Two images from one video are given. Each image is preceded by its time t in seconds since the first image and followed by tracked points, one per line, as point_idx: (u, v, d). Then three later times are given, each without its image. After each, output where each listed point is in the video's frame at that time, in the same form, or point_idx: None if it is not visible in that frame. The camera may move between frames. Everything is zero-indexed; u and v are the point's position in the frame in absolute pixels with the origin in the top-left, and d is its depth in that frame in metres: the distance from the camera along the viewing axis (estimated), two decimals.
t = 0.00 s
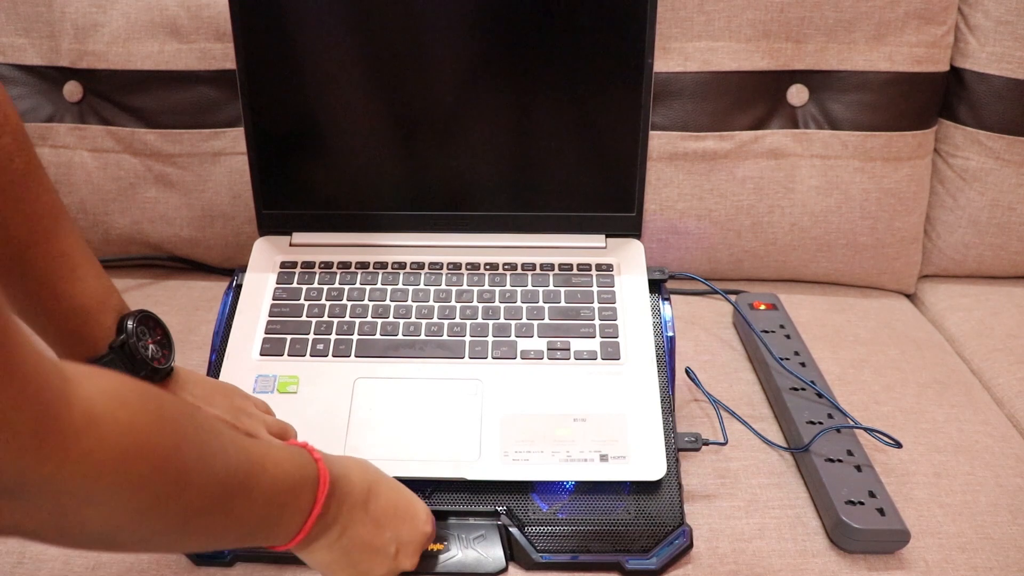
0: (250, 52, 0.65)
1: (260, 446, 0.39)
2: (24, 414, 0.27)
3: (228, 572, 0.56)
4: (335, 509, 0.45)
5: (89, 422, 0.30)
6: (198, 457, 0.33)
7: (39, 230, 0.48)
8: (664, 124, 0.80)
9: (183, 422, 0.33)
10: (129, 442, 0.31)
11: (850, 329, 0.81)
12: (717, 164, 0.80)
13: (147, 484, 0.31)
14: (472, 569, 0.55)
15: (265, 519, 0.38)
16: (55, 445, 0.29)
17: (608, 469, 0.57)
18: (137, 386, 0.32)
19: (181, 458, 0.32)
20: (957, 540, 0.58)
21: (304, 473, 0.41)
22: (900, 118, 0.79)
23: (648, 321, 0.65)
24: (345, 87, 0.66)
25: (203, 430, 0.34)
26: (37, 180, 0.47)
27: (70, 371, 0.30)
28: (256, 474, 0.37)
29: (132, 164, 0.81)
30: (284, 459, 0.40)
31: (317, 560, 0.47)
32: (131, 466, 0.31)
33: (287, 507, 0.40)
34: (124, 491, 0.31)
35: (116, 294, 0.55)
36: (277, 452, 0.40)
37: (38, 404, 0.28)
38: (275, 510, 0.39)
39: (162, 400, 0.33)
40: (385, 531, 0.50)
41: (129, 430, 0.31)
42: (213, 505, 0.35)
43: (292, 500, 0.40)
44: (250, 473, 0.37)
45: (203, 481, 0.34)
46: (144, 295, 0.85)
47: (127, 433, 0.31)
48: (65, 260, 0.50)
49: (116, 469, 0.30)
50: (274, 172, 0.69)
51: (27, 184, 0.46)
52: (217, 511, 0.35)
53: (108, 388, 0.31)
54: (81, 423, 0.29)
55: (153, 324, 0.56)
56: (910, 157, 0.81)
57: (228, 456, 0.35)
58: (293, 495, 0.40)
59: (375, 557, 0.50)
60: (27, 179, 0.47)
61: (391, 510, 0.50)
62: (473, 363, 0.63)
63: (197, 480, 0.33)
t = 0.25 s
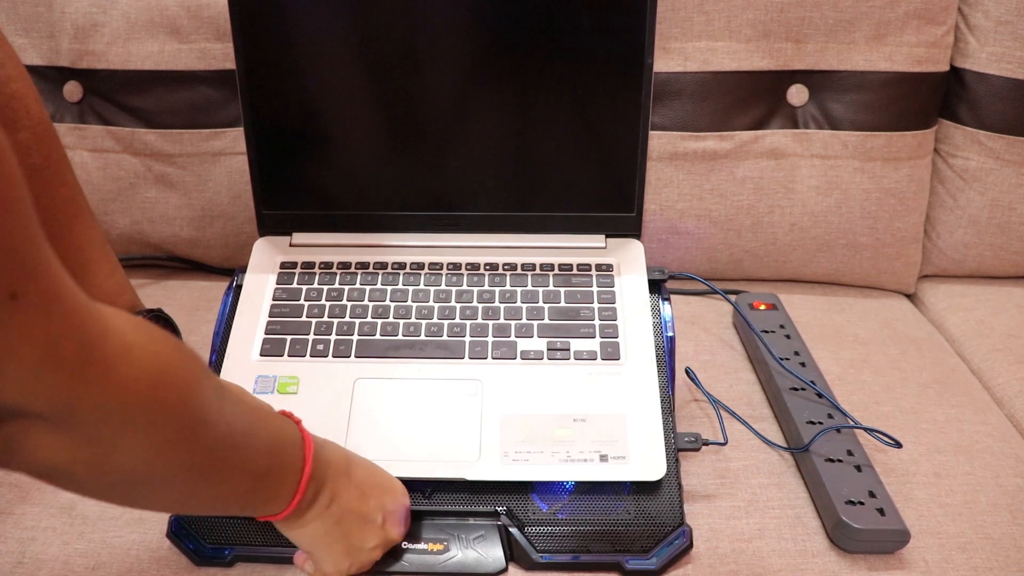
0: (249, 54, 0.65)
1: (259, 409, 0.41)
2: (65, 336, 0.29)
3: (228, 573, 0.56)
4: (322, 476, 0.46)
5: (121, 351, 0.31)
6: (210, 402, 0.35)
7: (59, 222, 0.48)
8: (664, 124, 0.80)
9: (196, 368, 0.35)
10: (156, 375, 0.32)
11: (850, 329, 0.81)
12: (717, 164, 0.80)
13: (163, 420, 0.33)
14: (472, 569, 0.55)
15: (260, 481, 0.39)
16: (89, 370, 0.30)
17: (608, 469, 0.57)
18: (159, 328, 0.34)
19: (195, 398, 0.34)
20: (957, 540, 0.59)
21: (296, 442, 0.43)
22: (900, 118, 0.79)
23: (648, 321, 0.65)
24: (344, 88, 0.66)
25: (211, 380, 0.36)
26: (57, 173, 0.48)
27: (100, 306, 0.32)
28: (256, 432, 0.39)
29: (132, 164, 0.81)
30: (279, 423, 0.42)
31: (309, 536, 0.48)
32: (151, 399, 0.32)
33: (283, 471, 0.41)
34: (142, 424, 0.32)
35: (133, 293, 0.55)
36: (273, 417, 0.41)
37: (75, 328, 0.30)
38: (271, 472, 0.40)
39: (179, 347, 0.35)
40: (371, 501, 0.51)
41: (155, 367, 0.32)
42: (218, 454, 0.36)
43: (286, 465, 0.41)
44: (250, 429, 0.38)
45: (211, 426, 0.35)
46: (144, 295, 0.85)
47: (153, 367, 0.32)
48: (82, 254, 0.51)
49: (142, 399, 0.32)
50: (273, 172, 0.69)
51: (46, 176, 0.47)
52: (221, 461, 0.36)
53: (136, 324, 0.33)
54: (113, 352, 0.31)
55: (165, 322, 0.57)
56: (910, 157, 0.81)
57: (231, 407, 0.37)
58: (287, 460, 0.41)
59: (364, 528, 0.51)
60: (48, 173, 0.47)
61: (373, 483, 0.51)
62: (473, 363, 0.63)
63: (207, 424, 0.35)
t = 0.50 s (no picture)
0: (249, 53, 0.65)
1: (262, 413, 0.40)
2: (76, 332, 0.28)
3: (229, 573, 0.56)
4: (328, 477, 0.46)
5: (133, 349, 0.30)
6: (218, 404, 0.34)
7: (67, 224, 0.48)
8: (664, 124, 0.80)
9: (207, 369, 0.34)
10: (167, 375, 0.31)
11: (850, 329, 0.81)
12: (717, 164, 0.80)
13: (171, 420, 0.32)
14: (472, 569, 0.55)
15: (263, 485, 0.39)
16: (98, 369, 0.29)
17: (608, 469, 0.57)
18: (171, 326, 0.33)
19: (205, 400, 0.33)
20: (957, 540, 0.59)
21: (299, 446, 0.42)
22: (900, 118, 0.79)
23: (648, 320, 0.65)
24: (344, 88, 0.66)
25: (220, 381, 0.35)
26: (67, 176, 0.48)
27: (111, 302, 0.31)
28: (259, 436, 0.38)
29: (132, 164, 0.81)
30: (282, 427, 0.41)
31: (321, 546, 0.48)
32: (160, 401, 0.31)
33: (286, 475, 0.40)
34: (149, 424, 0.31)
35: (142, 293, 0.55)
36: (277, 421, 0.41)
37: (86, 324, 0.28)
38: (275, 477, 0.39)
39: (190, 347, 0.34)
40: (374, 499, 0.51)
41: (167, 367, 0.31)
42: (223, 455, 0.35)
43: (290, 469, 0.41)
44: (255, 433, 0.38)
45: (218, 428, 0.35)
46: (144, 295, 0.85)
47: (165, 367, 0.31)
48: (91, 257, 0.50)
49: (152, 398, 0.31)
50: (273, 173, 0.69)
51: (55, 178, 0.47)
52: (225, 462, 0.36)
53: (148, 322, 0.32)
54: (124, 351, 0.30)
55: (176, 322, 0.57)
56: (911, 157, 0.81)
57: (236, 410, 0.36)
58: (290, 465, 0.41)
59: (375, 528, 0.50)
60: (57, 174, 0.47)
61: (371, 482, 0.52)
62: (472, 363, 0.63)
63: (214, 426, 0.34)
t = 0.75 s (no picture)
0: (249, 54, 0.65)
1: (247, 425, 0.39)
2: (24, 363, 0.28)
3: (229, 573, 0.56)
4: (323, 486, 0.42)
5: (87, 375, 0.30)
6: (189, 423, 0.34)
7: (64, 225, 0.48)
8: (664, 124, 0.80)
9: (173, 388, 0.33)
10: (125, 398, 0.31)
11: (850, 329, 0.81)
12: (717, 164, 0.80)
13: (138, 444, 0.32)
14: (472, 570, 0.54)
15: (250, 501, 0.38)
16: (51, 398, 0.29)
17: (608, 470, 0.57)
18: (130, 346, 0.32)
19: (172, 419, 0.33)
20: (957, 540, 0.59)
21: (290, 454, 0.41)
22: (900, 118, 0.79)
23: (648, 320, 0.65)
24: (344, 88, 0.66)
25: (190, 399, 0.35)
26: (65, 178, 0.48)
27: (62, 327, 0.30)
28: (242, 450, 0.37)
29: (132, 164, 0.81)
30: (270, 438, 0.40)
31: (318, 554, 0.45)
32: (120, 427, 0.31)
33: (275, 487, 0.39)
34: (114, 450, 0.31)
35: (140, 294, 0.54)
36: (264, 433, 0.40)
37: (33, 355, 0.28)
38: (264, 490, 0.38)
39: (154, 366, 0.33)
40: (375, 509, 0.45)
41: (125, 390, 0.31)
42: (202, 475, 0.35)
43: (278, 482, 0.39)
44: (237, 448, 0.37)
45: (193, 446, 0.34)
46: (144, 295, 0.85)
47: (122, 390, 0.31)
48: (88, 259, 0.50)
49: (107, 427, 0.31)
50: (272, 173, 0.69)
51: (53, 180, 0.47)
52: (206, 481, 0.35)
53: (102, 345, 0.31)
54: (77, 377, 0.30)
55: (174, 322, 0.56)
56: (911, 157, 0.81)
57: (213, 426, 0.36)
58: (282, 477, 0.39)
59: (374, 540, 0.46)
60: (56, 175, 0.47)
61: (377, 488, 0.46)
62: (472, 363, 0.63)
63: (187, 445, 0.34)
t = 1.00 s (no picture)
0: (249, 54, 0.65)
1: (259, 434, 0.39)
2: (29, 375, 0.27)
3: (229, 573, 0.56)
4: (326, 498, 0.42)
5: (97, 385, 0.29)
6: (202, 432, 0.33)
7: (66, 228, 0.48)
8: (664, 124, 0.80)
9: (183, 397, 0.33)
10: (137, 407, 0.30)
11: (850, 329, 0.81)
12: (717, 164, 0.80)
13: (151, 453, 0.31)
14: (472, 569, 0.55)
15: (264, 512, 0.37)
16: (59, 408, 0.28)
17: (608, 470, 0.57)
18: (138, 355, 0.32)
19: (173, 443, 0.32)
20: (957, 540, 0.59)
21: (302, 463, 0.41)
22: (900, 118, 0.79)
23: (648, 320, 0.65)
24: (344, 88, 0.66)
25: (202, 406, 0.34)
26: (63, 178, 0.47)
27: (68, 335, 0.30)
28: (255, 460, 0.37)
29: (132, 164, 0.81)
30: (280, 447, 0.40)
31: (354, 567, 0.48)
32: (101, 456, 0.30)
33: (291, 495, 0.39)
34: (127, 461, 0.30)
35: (139, 296, 0.55)
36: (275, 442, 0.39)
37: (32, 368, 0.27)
38: (278, 499, 0.38)
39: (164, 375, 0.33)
40: (398, 509, 0.49)
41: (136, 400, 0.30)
42: (216, 486, 0.34)
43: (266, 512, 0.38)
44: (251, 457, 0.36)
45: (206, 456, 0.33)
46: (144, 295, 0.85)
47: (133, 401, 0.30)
48: (89, 263, 0.50)
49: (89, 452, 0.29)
50: (273, 173, 0.69)
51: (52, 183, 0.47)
52: (220, 492, 0.35)
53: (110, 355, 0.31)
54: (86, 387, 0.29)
55: (174, 324, 0.57)
56: (911, 157, 0.80)
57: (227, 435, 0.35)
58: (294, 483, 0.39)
59: (403, 541, 0.49)
60: (54, 177, 0.47)
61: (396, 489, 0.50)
62: (472, 363, 0.63)
63: (201, 454, 0.33)
